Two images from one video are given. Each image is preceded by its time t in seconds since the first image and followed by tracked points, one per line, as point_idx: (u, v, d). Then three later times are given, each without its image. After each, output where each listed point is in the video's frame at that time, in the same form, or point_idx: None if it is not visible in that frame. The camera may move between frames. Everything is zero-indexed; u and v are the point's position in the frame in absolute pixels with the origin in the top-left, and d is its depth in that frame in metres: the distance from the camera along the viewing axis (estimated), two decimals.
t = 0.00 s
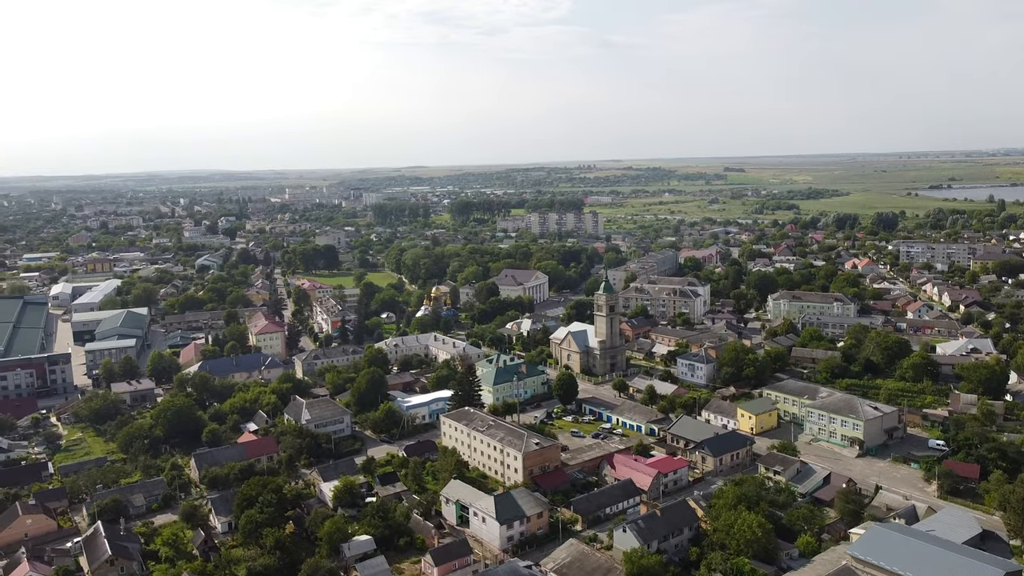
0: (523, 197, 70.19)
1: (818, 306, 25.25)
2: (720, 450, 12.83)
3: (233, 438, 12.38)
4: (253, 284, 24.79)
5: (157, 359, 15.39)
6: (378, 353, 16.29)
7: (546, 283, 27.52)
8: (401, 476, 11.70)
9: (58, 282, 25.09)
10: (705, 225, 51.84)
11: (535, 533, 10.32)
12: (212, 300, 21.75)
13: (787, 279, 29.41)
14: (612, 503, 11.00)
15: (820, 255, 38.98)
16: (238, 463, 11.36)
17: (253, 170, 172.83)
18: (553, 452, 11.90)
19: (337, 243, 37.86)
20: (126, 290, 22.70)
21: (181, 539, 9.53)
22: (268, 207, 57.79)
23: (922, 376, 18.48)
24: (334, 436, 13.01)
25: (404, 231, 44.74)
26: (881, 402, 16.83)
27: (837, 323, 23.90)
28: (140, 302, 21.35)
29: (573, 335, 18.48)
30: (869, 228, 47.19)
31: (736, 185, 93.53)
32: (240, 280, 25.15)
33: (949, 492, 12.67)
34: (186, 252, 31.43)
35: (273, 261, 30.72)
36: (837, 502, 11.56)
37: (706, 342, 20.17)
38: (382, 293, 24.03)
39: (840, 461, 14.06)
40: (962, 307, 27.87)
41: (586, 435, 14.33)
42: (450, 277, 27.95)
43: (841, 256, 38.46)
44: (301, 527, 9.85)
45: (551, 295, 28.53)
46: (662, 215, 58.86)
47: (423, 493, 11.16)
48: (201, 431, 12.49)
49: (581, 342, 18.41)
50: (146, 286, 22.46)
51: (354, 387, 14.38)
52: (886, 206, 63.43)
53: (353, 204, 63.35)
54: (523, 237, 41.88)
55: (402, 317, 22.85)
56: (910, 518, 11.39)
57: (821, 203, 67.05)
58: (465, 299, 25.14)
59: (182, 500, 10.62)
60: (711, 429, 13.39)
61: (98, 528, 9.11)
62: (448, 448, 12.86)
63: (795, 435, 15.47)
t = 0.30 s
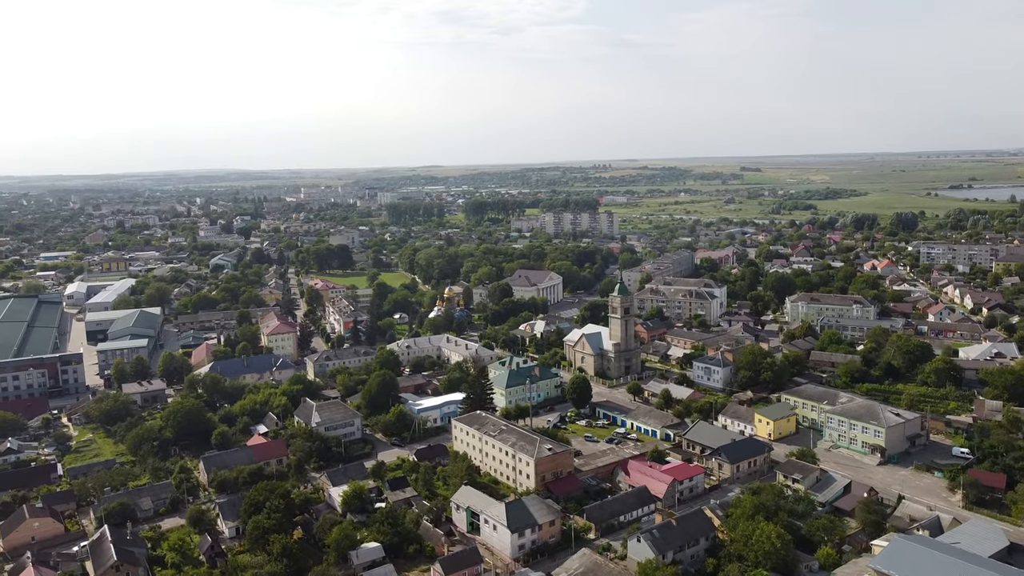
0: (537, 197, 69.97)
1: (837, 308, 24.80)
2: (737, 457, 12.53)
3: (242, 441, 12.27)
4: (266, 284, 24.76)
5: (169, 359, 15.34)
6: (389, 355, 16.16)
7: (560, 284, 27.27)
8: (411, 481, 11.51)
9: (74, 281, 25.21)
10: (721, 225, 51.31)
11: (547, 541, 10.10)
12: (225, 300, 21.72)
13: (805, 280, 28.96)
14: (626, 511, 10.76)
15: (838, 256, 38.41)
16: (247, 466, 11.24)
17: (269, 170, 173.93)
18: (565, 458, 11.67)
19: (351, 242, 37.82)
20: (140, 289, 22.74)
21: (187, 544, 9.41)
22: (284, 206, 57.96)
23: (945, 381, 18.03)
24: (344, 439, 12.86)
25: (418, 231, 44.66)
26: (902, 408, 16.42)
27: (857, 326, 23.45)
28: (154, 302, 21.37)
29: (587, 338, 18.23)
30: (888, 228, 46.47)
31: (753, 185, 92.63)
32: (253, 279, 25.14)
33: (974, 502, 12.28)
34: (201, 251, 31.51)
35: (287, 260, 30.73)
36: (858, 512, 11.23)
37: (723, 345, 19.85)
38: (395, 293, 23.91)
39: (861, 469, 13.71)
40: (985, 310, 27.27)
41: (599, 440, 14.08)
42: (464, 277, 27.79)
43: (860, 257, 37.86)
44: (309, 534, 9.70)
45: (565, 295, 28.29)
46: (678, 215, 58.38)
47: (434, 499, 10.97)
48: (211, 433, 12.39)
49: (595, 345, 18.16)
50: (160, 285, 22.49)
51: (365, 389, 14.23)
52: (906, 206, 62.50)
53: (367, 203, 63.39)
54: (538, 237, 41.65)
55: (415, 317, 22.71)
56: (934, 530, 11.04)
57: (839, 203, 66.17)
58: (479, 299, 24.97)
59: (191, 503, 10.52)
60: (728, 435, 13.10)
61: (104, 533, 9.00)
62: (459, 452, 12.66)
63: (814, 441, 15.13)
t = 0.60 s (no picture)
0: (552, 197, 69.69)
1: (857, 311, 24.35)
2: (755, 464, 12.23)
3: (252, 444, 12.15)
4: (279, 284, 24.72)
5: (180, 360, 15.28)
6: (401, 357, 15.99)
7: (575, 285, 27.02)
8: (422, 487, 11.32)
9: (89, 280, 25.32)
10: (738, 225, 50.77)
11: (560, 550, 9.86)
12: (238, 300, 21.68)
13: (824, 282, 28.49)
14: (640, 520, 10.50)
15: (857, 257, 37.81)
16: (256, 469, 11.10)
17: (286, 170, 174.81)
18: (579, 464, 11.43)
19: (365, 242, 37.77)
20: (154, 289, 22.76)
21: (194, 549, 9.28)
22: (298, 205, 58.12)
23: (969, 387, 17.57)
24: (354, 443, 12.70)
25: (432, 231, 44.55)
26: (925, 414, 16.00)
27: (877, 329, 22.99)
28: (167, 302, 21.37)
29: (602, 340, 17.98)
30: (908, 229, 45.74)
31: (771, 185, 91.70)
32: (266, 279, 25.10)
33: (1001, 513, 11.88)
34: (215, 251, 31.57)
35: (300, 260, 30.71)
36: (880, 523, 10.89)
37: (740, 349, 19.52)
38: (408, 294, 23.77)
39: (883, 477, 13.35)
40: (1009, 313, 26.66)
41: (613, 445, 13.83)
42: (477, 277, 27.61)
43: (879, 258, 37.25)
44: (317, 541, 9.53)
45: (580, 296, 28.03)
46: (693, 215, 57.86)
47: (444, 506, 10.78)
48: (220, 436, 12.28)
49: (610, 347, 17.89)
50: (174, 285, 22.50)
51: (376, 392, 14.07)
52: (926, 207, 61.55)
53: (382, 203, 63.39)
54: (552, 237, 41.39)
55: (428, 318, 22.55)
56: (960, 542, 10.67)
57: (858, 203, 65.30)
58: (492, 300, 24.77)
59: (198, 508, 10.39)
60: (746, 441, 12.80)
61: (110, 537, 8.89)
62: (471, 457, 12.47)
63: (834, 448, 14.77)
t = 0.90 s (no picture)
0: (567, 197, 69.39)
1: (877, 313, 23.88)
2: (773, 472, 11.93)
3: (261, 447, 12.02)
4: (292, 284, 24.67)
5: (191, 361, 15.22)
6: (413, 359, 15.83)
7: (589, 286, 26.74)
8: (432, 493, 11.12)
9: (105, 279, 25.45)
10: (754, 225, 50.25)
11: (572, 560, 9.63)
12: (251, 300, 21.65)
13: (843, 283, 28.01)
14: (656, 529, 10.23)
15: (876, 259, 37.20)
16: (265, 473, 10.98)
17: (303, 169, 175.92)
18: (592, 471, 11.19)
19: (379, 242, 37.72)
20: (168, 289, 22.79)
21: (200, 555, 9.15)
22: (314, 205, 58.28)
23: (994, 393, 17.10)
24: (364, 447, 12.54)
25: (447, 231, 44.45)
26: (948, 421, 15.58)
27: (898, 332, 22.51)
28: (180, 301, 21.37)
29: (616, 343, 17.72)
30: (928, 230, 44.99)
31: (788, 185, 90.75)
32: (279, 279, 25.07)
33: None
34: (230, 251, 31.63)
35: (314, 260, 30.69)
36: (904, 535, 10.53)
37: (757, 352, 19.19)
38: (421, 294, 23.63)
39: (906, 486, 12.98)
40: None
41: (628, 451, 13.57)
42: (491, 278, 27.43)
43: (898, 260, 36.63)
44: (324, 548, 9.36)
45: (594, 297, 27.77)
46: (710, 216, 57.37)
47: (454, 513, 10.59)
48: (230, 438, 12.18)
49: (624, 350, 17.63)
50: (187, 284, 22.51)
51: (387, 394, 13.91)
52: (947, 207, 60.57)
53: (396, 202, 63.42)
54: (567, 237, 41.13)
55: (441, 319, 22.39)
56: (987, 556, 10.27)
57: (877, 203, 64.40)
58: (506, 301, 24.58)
59: (206, 512, 10.25)
60: (764, 448, 12.49)
61: (116, 542, 8.77)
62: (482, 463, 12.27)
63: (854, 455, 14.41)
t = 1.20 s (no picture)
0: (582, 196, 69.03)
1: (897, 316, 23.40)
2: (792, 481, 11.62)
3: (271, 450, 11.90)
4: (305, 283, 24.59)
5: (202, 362, 15.14)
6: (425, 361, 15.63)
7: (604, 287, 26.45)
8: (442, 498, 10.93)
9: (119, 278, 25.52)
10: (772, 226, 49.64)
11: (584, 570, 9.39)
12: (264, 301, 21.59)
13: (862, 285, 27.50)
14: (670, 538, 9.97)
15: (896, 260, 36.56)
16: (273, 477, 10.84)
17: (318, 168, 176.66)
18: (606, 478, 10.95)
19: (393, 242, 37.62)
20: (182, 288, 22.79)
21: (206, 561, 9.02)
22: (329, 204, 58.37)
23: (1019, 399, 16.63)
24: (374, 450, 12.38)
25: (461, 230, 44.28)
26: (972, 429, 15.16)
27: (919, 335, 22.01)
28: (194, 301, 21.36)
29: (631, 345, 17.44)
30: (949, 231, 44.22)
31: (806, 185, 89.74)
32: (292, 279, 25.01)
33: None
34: (244, 250, 31.66)
35: (328, 260, 30.63)
36: (928, 548, 10.16)
37: (775, 355, 18.83)
38: (434, 295, 23.46)
39: (929, 496, 12.61)
40: None
41: (642, 457, 13.31)
42: (504, 278, 27.21)
43: (918, 261, 35.97)
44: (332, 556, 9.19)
45: (609, 299, 27.49)
46: (726, 216, 56.80)
47: (464, 520, 10.39)
48: (239, 440, 12.06)
49: (639, 353, 17.34)
50: (201, 284, 22.51)
51: (398, 397, 13.72)
52: (968, 207, 59.54)
53: (411, 202, 63.36)
54: (582, 237, 40.82)
55: (453, 320, 22.22)
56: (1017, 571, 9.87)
57: (896, 203, 63.46)
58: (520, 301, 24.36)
59: (214, 516, 10.13)
60: (782, 456, 12.17)
61: (122, 547, 8.66)
62: (494, 468, 12.07)
63: (875, 463, 14.05)
